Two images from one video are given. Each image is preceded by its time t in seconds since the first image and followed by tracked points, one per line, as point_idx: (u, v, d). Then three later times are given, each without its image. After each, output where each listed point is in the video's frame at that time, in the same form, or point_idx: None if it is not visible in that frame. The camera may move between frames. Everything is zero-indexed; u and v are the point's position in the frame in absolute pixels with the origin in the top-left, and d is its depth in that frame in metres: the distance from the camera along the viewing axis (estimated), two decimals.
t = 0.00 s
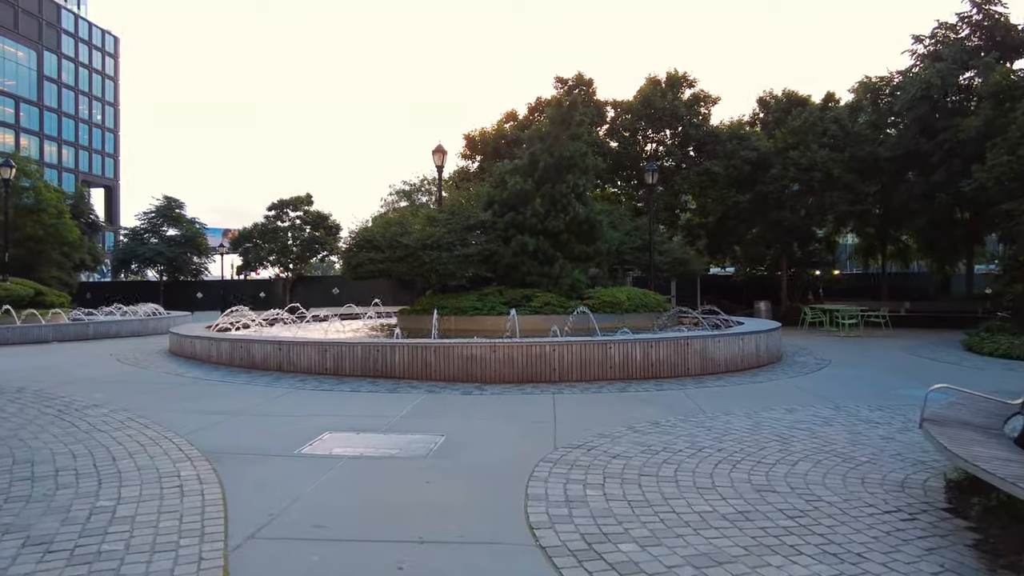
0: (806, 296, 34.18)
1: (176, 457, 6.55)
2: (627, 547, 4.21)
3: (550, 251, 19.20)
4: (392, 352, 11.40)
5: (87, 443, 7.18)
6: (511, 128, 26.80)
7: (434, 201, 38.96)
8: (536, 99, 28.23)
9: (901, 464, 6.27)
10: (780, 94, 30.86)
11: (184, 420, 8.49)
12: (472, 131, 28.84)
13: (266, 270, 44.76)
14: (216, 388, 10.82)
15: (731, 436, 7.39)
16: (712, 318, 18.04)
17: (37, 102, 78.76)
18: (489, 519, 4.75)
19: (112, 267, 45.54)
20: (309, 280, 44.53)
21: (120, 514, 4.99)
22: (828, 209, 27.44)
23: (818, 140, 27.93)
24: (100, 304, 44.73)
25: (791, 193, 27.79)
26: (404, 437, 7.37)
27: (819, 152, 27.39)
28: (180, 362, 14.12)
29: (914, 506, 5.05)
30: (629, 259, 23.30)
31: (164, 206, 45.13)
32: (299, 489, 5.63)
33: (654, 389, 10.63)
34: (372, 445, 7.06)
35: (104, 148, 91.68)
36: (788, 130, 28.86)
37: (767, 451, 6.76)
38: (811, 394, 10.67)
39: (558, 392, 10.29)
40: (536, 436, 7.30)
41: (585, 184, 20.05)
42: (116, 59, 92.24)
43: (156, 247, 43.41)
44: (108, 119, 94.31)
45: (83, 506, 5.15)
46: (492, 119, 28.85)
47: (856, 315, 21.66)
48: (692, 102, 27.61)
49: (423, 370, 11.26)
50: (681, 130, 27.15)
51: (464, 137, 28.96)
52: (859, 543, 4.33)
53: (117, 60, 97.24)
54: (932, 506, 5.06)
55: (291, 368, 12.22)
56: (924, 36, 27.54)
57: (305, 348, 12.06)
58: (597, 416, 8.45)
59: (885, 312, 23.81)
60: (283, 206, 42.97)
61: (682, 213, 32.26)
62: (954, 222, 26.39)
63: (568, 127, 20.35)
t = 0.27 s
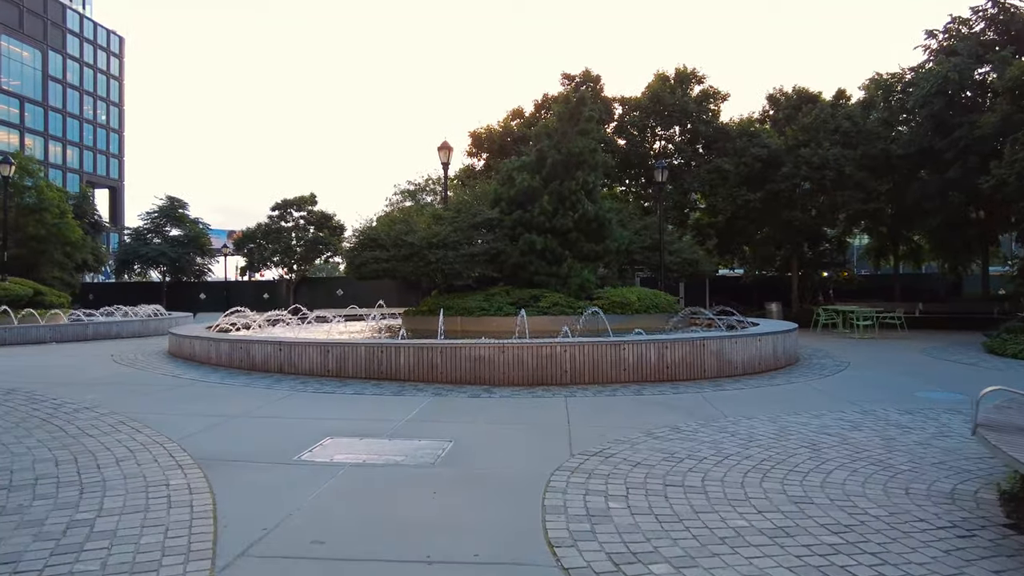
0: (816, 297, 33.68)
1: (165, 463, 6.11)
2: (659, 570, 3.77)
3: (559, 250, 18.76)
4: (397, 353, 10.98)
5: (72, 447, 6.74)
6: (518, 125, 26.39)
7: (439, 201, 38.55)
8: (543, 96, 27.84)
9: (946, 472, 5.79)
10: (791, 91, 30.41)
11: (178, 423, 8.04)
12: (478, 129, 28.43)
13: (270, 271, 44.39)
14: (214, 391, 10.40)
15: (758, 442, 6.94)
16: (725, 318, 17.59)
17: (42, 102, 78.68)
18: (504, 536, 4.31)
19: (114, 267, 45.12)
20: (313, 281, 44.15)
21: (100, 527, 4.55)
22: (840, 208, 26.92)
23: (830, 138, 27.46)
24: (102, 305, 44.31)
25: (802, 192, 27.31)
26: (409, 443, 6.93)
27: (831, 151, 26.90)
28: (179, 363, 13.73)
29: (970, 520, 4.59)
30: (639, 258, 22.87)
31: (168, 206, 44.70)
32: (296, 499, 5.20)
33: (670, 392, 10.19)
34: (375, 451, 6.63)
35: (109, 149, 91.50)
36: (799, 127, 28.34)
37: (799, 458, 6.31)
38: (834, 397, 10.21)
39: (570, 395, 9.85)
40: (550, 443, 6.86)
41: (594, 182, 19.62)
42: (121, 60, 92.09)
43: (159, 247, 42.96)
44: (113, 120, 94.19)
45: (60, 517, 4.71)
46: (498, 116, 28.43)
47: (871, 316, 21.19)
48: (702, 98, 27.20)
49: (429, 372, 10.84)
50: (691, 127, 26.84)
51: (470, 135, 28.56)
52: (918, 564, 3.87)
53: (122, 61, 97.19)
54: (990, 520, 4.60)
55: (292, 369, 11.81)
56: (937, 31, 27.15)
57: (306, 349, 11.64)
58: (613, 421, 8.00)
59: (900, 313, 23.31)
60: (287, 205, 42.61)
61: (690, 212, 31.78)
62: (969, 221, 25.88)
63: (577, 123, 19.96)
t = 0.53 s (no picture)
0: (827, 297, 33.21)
1: (157, 479, 5.71)
2: None
3: (568, 250, 18.31)
4: (403, 357, 10.58)
5: (61, 459, 6.36)
6: (525, 123, 25.98)
7: (444, 200, 38.16)
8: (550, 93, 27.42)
9: (996, 490, 5.37)
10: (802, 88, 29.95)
11: (174, 432, 7.65)
12: (485, 127, 28.04)
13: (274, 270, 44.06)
14: (213, 396, 10.01)
15: (788, 455, 6.52)
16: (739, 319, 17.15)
17: (48, 102, 78.51)
18: (526, 569, 3.90)
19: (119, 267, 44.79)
20: (317, 280, 43.79)
21: (83, 555, 4.16)
22: (854, 206, 26.35)
23: (842, 135, 26.64)
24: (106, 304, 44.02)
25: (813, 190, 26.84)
26: (417, 455, 6.54)
27: (844, 148, 26.06)
28: (178, 366, 13.37)
29: None
30: (648, 257, 22.45)
31: (173, 205, 44.33)
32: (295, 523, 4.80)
33: (687, 399, 9.78)
34: (381, 465, 6.22)
35: (114, 148, 91.35)
36: (811, 124, 27.80)
37: (834, 472, 5.89)
38: (859, 402, 9.78)
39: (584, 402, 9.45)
40: (566, 456, 6.45)
41: (603, 179, 19.19)
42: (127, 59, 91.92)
43: (163, 247, 42.60)
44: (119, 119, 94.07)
45: (39, 544, 4.31)
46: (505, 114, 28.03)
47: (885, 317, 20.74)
48: (712, 94, 26.75)
49: (436, 377, 10.44)
50: (701, 124, 26.47)
51: (476, 132, 28.15)
52: None
53: (127, 61, 97.09)
54: None
55: (295, 373, 11.43)
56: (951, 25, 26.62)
57: (309, 353, 11.26)
58: (631, 430, 7.59)
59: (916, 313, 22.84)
60: (291, 204, 42.24)
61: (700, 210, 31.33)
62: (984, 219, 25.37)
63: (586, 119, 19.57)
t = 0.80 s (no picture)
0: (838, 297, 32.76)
1: (152, 488, 5.33)
2: None
3: (578, 248, 17.88)
4: (411, 359, 10.20)
5: (51, 466, 5.99)
6: (533, 121, 25.57)
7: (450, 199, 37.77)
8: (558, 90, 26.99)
9: None
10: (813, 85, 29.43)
11: (172, 437, 7.24)
12: (491, 124, 27.65)
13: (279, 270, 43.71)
14: (215, 399, 9.63)
15: (825, 464, 6.13)
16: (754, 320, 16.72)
17: (54, 103, 78.37)
18: None
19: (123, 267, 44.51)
20: (322, 281, 43.44)
21: None
22: (867, 205, 25.67)
23: (855, 133, 25.97)
24: (110, 304, 43.75)
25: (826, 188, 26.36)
26: (429, 463, 6.14)
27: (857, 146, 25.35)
28: (180, 368, 13.02)
29: None
30: (659, 257, 22.05)
31: (177, 205, 44.03)
32: (301, 537, 4.42)
33: (708, 403, 9.39)
34: (391, 473, 5.84)
35: (120, 149, 91.23)
36: (823, 122, 27.31)
37: (879, 482, 5.48)
38: (888, 407, 9.38)
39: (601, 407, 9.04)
40: (588, 465, 6.03)
41: (614, 177, 18.76)
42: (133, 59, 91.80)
43: (167, 247, 42.29)
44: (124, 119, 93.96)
45: (19, 563, 3.93)
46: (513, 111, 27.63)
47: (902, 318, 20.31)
48: (723, 91, 26.34)
49: (445, 379, 10.05)
50: (711, 121, 26.05)
51: (483, 130, 27.76)
52: None
53: (132, 61, 96.97)
54: None
55: (299, 375, 11.04)
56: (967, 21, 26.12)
57: (314, 354, 10.87)
58: (653, 437, 7.17)
59: (933, 314, 22.42)
60: (296, 204, 41.91)
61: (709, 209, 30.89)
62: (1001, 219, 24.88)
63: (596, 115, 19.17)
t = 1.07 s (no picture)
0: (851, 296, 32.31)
1: (147, 508, 4.97)
2: None
3: (589, 248, 17.43)
4: (420, 363, 9.83)
5: (41, 480, 5.64)
6: (542, 118, 25.18)
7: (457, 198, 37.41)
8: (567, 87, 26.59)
9: None
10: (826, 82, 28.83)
11: (171, 448, 6.86)
12: (500, 122, 27.26)
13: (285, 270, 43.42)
14: (218, 405, 9.29)
15: (865, 480, 5.76)
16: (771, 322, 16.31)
17: (62, 103, 78.29)
18: None
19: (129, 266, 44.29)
20: (329, 280, 43.16)
21: None
22: (882, 203, 25.29)
23: (870, 130, 25.56)
24: (116, 304, 43.53)
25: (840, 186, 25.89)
26: (442, 478, 5.78)
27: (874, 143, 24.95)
28: (183, 371, 12.70)
29: None
30: (671, 256, 21.66)
31: (182, 204, 43.78)
32: (307, 566, 4.06)
33: (731, 411, 9.00)
34: (403, 490, 5.47)
35: (127, 149, 91.17)
36: (837, 119, 26.76)
37: (928, 501, 5.09)
38: (919, 414, 8.99)
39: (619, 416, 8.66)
40: (611, 482, 5.64)
41: (626, 175, 18.32)
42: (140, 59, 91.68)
43: (173, 246, 42.05)
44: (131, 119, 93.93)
45: None
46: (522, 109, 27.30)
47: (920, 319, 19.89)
48: (736, 88, 25.91)
49: (456, 385, 9.68)
50: (723, 118, 25.58)
51: (491, 128, 27.37)
52: None
53: (139, 61, 96.94)
54: None
55: (305, 380, 10.69)
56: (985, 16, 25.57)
57: (320, 358, 10.52)
58: (678, 449, 6.78)
59: (953, 315, 21.99)
60: (302, 203, 41.63)
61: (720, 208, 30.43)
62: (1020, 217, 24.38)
63: (608, 112, 18.77)
